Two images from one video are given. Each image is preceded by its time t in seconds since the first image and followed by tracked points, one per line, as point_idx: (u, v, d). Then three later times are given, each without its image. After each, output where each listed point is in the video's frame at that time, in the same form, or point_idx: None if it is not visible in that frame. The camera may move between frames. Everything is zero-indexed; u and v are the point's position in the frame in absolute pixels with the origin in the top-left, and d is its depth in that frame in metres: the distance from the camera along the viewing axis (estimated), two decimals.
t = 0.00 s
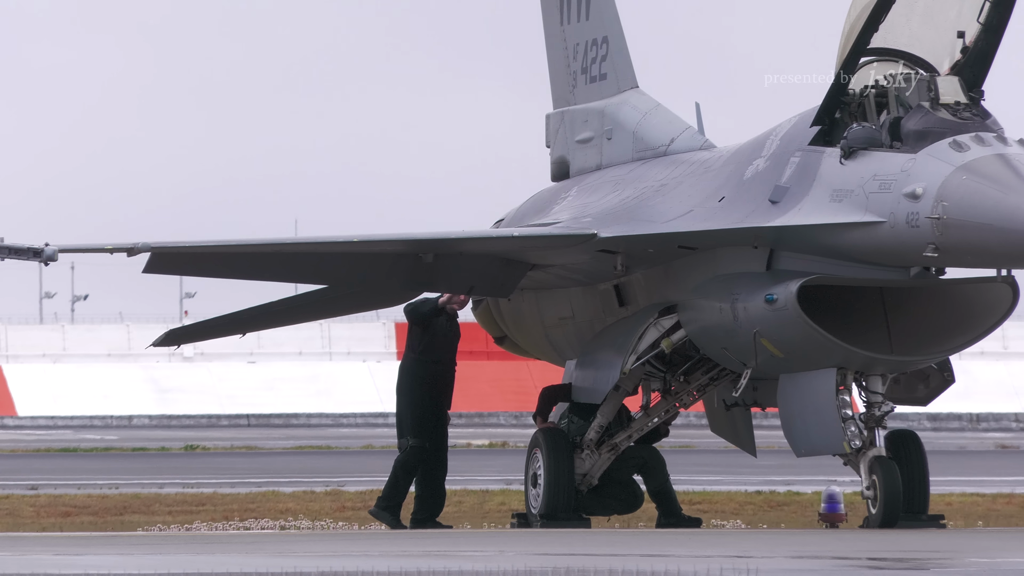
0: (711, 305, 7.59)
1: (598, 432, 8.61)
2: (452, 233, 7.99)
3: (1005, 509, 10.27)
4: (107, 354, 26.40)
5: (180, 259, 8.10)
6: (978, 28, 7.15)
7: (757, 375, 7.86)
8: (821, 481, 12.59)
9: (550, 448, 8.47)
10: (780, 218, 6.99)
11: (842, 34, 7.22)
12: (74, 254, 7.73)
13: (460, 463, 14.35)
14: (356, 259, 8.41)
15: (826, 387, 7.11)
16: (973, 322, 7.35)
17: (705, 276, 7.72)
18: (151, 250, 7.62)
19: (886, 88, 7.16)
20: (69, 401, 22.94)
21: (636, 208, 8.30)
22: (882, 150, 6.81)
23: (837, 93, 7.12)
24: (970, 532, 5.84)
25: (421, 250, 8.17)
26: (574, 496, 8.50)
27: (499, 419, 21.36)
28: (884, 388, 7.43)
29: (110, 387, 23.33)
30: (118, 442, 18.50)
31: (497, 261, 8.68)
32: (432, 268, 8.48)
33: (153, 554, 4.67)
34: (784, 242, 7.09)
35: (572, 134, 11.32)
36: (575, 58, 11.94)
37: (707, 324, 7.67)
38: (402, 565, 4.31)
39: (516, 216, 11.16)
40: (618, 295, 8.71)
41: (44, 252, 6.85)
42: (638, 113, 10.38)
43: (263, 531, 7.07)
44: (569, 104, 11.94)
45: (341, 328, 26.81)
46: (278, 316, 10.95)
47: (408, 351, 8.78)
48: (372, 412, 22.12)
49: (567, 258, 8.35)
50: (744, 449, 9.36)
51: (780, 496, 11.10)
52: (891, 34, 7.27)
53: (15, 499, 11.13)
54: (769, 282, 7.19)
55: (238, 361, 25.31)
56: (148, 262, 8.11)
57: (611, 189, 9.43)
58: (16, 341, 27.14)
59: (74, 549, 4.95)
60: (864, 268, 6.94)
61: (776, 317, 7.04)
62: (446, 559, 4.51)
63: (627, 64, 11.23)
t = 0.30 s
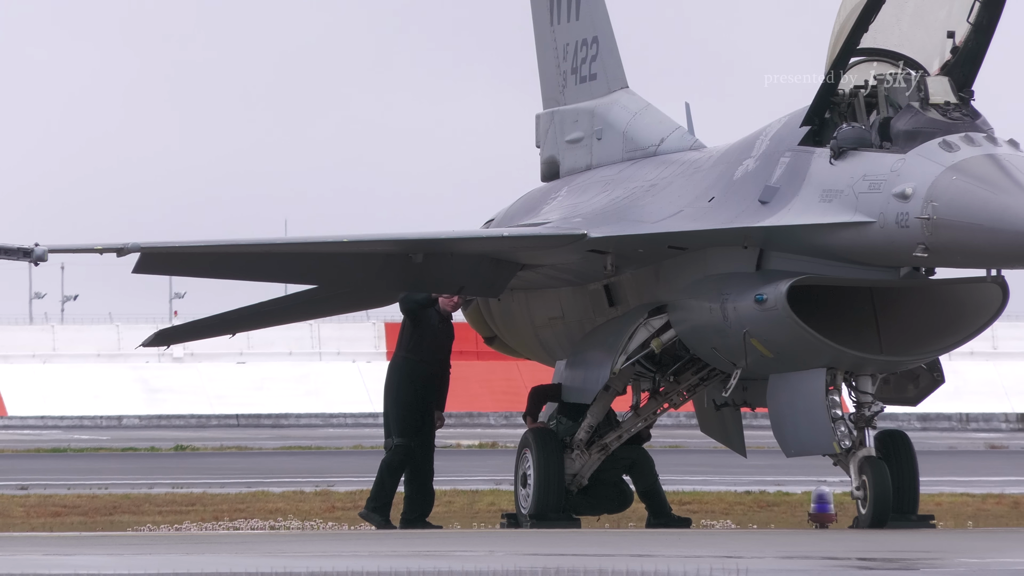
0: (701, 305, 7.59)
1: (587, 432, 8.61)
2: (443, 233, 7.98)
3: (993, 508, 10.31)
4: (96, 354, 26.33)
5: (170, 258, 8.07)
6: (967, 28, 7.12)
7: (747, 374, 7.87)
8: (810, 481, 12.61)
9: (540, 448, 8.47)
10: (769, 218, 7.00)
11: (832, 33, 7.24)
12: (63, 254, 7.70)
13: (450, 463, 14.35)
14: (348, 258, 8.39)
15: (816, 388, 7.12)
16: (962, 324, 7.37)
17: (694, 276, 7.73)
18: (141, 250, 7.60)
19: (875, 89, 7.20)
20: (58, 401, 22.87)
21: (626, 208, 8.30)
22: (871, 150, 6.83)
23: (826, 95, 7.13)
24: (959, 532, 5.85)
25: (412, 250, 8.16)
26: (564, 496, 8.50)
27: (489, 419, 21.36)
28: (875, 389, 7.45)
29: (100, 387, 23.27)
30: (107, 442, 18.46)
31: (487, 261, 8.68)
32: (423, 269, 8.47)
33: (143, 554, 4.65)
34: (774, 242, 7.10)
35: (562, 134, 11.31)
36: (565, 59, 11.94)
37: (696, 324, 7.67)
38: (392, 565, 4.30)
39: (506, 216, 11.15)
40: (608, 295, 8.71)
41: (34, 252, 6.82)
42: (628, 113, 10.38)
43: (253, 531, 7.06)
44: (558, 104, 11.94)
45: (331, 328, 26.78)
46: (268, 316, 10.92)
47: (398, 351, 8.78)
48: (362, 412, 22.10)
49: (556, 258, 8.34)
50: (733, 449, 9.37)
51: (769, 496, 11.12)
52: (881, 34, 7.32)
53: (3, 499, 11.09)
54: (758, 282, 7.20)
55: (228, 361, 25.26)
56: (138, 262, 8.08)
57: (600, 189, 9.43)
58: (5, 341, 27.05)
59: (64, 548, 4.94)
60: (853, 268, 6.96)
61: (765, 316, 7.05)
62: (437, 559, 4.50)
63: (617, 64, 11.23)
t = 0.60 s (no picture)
0: (694, 305, 7.60)
1: (581, 432, 8.63)
2: (437, 233, 7.97)
3: (986, 508, 10.33)
4: (90, 354, 26.28)
5: (163, 259, 8.06)
6: (961, 28, 7.20)
7: (741, 375, 7.87)
8: (804, 481, 12.63)
9: (534, 449, 8.47)
10: (763, 218, 7.00)
11: (825, 33, 7.20)
12: (56, 254, 7.69)
13: (443, 463, 14.35)
14: (344, 259, 8.39)
15: (810, 387, 7.13)
16: (955, 324, 7.38)
17: (688, 276, 7.73)
18: (134, 250, 7.58)
19: (869, 90, 7.15)
20: (51, 401, 22.83)
21: (620, 208, 8.30)
22: (865, 150, 6.83)
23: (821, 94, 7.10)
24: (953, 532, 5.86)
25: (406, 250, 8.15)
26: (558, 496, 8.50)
27: (482, 419, 21.36)
28: (867, 387, 7.45)
29: (93, 387, 23.23)
30: (101, 442, 18.42)
31: (481, 261, 8.68)
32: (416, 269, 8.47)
33: (136, 554, 4.64)
34: (768, 241, 7.10)
35: (556, 134, 11.31)
36: (559, 59, 11.94)
37: (690, 324, 7.68)
38: (387, 565, 4.29)
39: (499, 216, 11.14)
40: (601, 295, 8.71)
41: (28, 252, 6.80)
42: (622, 113, 10.38)
43: (246, 531, 7.05)
44: (552, 104, 11.94)
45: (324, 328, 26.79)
46: (261, 316, 10.91)
47: (392, 350, 8.76)
48: (356, 412, 22.08)
49: (550, 258, 8.34)
50: (727, 449, 9.39)
51: (763, 496, 11.13)
52: (874, 34, 7.28)
53: None
54: (752, 281, 7.20)
55: (221, 361, 25.23)
56: (131, 262, 8.06)
57: (594, 189, 9.43)
58: None
59: (58, 548, 4.92)
60: (847, 268, 6.96)
61: (759, 316, 7.05)
62: (430, 559, 4.50)
63: (610, 64, 11.23)
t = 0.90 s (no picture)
0: (683, 305, 7.60)
1: (569, 432, 8.62)
2: (426, 234, 7.97)
3: (974, 508, 10.36)
4: (78, 354, 26.19)
5: (151, 259, 8.03)
6: (948, 28, 7.17)
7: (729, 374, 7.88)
8: (792, 481, 12.64)
9: (522, 449, 8.46)
10: (751, 218, 7.01)
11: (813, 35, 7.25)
12: (44, 254, 7.65)
13: (432, 463, 14.34)
14: (334, 258, 8.36)
15: (798, 387, 7.15)
16: (939, 326, 7.41)
17: (675, 275, 7.73)
18: (122, 250, 7.55)
19: (858, 89, 7.14)
20: (39, 401, 22.74)
21: (608, 207, 8.30)
22: (853, 149, 6.84)
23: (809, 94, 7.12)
24: (942, 532, 5.87)
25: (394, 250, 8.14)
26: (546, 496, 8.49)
27: (471, 419, 21.35)
28: (855, 387, 7.46)
29: (81, 387, 23.15)
30: (88, 442, 18.36)
31: (469, 261, 8.67)
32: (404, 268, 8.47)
33: (124, 555, 4.62)
34: (756, 241, 7.11)
35: (544, 134, 11.31)
36: (547, 58, 11.94)
37: (679, 324, 7.68)
38: (376, 565, 4.28)
39: (488, 216, 11.12)
40: (590, 295, 8.71)
41: (15, 252, 6.77)
42: (610, 113, 10.38)
43: (234, 531, 7.03)
44: (540, 104, 11.94)
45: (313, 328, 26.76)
46: (250, 315, 10.88)
47: (380, 351, 8.74)
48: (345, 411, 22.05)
49: (539, 258, 8.34)
50: (715, 448, 9.39)
51: (751, 496, 11.14)
52: (862, 34, 7.33)
53: None
54: (740, 281, 7.21)
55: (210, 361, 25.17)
56: (119, 262, 8.03)
57: (583, 189, 9.43)
58: None
59: (45, 549, 4.90)
60: (835, 269, 6.98)
61: (747, 316, 7.06)
62: (419, 559, 4.49)
63: (598, 64, 11.23)
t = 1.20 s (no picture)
0: (679, 305, 7.60)
1: (566, 432, 8.61)
2: (423, 234, 7.97)
3: (971, 508, 10.36)
4: (74, 354, 26.16)
5: (148, 259, 8.03)
6: (946, 28, 7.15)
7: (726, 374, 7.88)
8: (789, 481, 12.64)
9: (520, 448, 8.47)
10: (747, 218, 7.01)
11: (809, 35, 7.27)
12: (40, 254, 7.65)
13: (429, 463, 14.33)
14: (331, 258, 8.37)
15: (795, 388, 7.15)
16: (937, 325, 7.42)
17: (672, 275, 7.74)
18: (119, 250, 7.54)
19: (853, 89, 7.21)
20: (36, 401, 22.71)
21: (604, 207, 8.30)
22: (849, 150, 6.85)
23: (804, 93, 7.16)
24: (939, 532, 5.86)
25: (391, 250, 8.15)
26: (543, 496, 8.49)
27: (468, 419, 21.34)
28: (853, 388, 7.54)
29: (78, 388, 23.12)
30: (85, 442, 18.33)
31: (466, 261, 8.68)
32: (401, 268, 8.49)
33: (120, 554, 4.61)
34: (752, 241, 7.12)
35: (541, 134, 11.31)
36: (544, 59, 11.94)
37: (675, 323, 7.68)
38: (373, 565, 4.27)
39: (485, 216, 11.11)
40: (586, 295, 8.72)
41: (12, 252, 6.77)
42: (606, 113, 10.38)
43: (231, 531, 7.01)
44: (537, 104, 11.94)
45: (309, 328, 26.76)
46: (247, 316, 10.88)
47: (378, 351, 8.69)
48: (342, 411, 22.03)
49: (535, 258, 8.34)
50: (711, 448, 9.40)
51: (748, 496, 11.14)
52: (859, 34, 7.35)
53: None
54: (737, 281, 7.21)
55: (206, 361, 25.15)
56: (116, 262, 8.03)
57: (579, 189, 9.43)
58: None
59: (42, 548, 4.89)
60: (832, 269, 6.98)
61: (743, 317, 7.06)
62: (415, 559, 4.48)
63: (595, 64, 11.23)
